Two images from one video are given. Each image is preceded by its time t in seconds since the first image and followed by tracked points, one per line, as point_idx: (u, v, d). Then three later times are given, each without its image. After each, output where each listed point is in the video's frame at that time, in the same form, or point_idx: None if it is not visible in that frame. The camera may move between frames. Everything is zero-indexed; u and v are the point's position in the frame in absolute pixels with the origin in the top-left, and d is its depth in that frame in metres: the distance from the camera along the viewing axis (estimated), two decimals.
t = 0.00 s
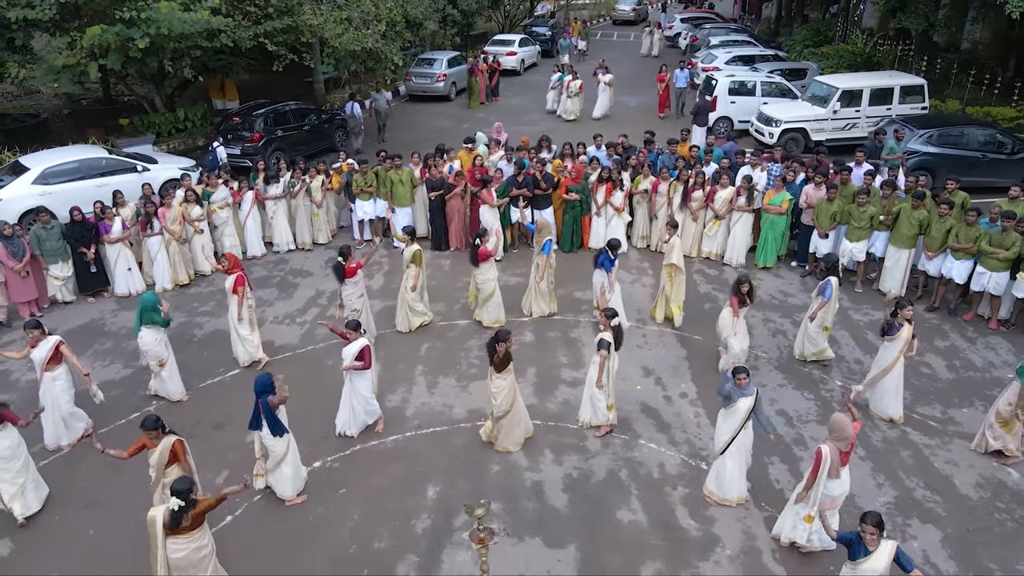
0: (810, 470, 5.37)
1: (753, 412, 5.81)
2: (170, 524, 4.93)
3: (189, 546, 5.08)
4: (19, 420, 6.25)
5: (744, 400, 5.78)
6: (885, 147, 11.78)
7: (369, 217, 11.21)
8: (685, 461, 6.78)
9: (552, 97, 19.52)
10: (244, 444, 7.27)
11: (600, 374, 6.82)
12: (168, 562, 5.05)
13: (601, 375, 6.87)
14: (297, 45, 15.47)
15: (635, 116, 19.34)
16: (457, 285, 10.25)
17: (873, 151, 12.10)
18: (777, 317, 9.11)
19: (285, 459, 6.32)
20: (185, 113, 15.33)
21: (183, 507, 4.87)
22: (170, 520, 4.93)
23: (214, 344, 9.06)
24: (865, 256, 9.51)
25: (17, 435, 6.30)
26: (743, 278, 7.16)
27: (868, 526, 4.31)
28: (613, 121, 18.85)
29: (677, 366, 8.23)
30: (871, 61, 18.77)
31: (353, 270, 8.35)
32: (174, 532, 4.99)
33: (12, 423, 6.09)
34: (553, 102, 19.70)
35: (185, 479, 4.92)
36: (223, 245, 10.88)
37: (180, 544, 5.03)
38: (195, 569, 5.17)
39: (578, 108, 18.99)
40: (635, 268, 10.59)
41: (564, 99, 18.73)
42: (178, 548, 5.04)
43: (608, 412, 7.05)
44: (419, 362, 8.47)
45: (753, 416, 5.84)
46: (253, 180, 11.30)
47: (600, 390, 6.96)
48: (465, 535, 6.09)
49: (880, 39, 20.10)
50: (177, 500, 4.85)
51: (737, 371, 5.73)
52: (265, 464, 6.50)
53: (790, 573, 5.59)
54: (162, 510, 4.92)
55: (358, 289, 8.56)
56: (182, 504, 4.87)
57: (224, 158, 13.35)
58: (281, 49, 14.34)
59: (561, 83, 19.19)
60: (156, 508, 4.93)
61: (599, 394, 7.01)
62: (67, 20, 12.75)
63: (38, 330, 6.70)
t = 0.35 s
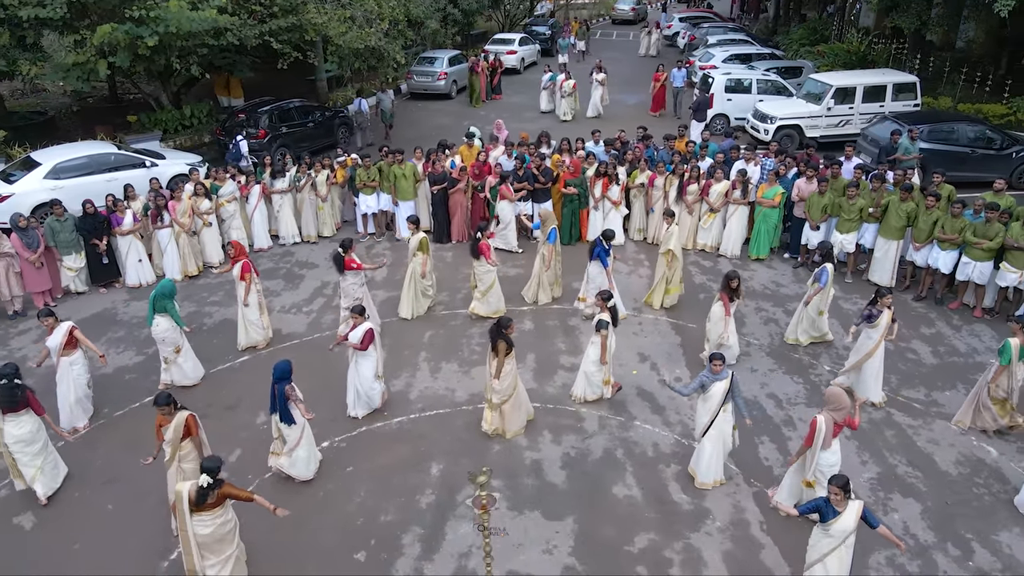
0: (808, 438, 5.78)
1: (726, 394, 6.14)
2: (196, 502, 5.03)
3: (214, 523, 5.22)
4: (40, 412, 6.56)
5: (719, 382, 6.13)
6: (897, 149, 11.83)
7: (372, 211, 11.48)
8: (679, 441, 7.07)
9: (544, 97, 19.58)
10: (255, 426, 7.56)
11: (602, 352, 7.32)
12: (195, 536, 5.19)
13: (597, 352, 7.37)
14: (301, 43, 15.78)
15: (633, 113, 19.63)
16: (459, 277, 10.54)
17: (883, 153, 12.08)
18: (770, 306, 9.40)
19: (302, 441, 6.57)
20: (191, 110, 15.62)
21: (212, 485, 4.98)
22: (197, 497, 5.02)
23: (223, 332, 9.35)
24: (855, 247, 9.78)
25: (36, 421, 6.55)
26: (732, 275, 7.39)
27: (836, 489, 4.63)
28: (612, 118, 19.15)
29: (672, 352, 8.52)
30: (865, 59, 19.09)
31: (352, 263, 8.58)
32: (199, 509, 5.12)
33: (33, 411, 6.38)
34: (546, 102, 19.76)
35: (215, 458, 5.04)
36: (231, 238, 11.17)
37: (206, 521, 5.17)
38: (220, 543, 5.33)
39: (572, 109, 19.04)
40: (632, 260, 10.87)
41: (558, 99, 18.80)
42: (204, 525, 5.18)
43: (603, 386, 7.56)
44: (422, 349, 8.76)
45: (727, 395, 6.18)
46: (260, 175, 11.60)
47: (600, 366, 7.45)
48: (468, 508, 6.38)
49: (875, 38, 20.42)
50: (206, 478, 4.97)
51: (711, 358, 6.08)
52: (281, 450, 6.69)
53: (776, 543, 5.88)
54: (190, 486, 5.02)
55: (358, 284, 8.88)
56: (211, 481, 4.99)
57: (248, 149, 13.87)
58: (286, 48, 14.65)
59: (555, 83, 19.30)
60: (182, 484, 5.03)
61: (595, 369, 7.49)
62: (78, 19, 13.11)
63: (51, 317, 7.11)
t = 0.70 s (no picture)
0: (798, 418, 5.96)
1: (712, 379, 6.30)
2: (216, 474, 5.31)
3: (231, 497, 5.48)
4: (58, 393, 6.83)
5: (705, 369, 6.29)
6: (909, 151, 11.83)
7: (375, 205, 11.74)
8: (673, 423, 7.35)
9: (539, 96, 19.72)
10: (264, 410, 7.83)
11: (606, 338, 7.59)
12: (212, 508, 5.46)
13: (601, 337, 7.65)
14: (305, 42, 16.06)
15: (632, 111, 19.90)
16: (461, 269, 10.81)
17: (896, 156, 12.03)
18: (763, 297, 9.67)
19: (313, 423, 6.85)
20: (197, 108, 15.89)
21: (231, 459, 5.26)
22: (216, 470, 5.29)
23: (231, 322, 9.62)
24: (846, 240, 10.04)
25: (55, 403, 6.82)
26: (723, 256, 7.62)
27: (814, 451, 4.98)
28: (610, 115, 19.43)
29: (668, 340, 8.79)
30: (861, 58, 19.38)
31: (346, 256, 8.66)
32: (217, 482, 5.38)
33: (53, 392, 6.65)
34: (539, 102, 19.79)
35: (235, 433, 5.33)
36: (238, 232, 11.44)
37: (223, 494, 5.44)
38: (236, 518, 5.59)
39: (566, 108, 19.06)
40: (629, 253, 11.14)
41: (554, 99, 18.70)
42: (221, 498, 5.45)
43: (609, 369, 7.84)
44: (425, 338, 9.03)
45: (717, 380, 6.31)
46: (266, 169, 11.86)
47: (605, 351, 7.74)
48: (470, 486, 6.65)
49: (870, 37, 20.71)
50: (227, 451, 5.27)
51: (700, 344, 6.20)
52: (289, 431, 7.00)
53: (765, 518, 6.16)
54: (212, 459, 5.31)
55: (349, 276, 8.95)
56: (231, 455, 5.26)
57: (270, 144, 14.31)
58: (290, 46, 14.93)
59: (551, 82, 19.37)
60: (203, 457, 5.32)
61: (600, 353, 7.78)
62: (86, 18, 13.40)
63: (63, 303, 7.40)
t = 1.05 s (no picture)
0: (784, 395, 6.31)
1: (704, 357, 6.70)
2: (236, 444, 5.63)
3: (250, 467, 5.80)
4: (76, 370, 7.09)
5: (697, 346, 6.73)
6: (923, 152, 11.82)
7: (379, 200, 12.04)
8: (668, 406, 7.63)
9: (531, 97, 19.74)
10: (274, 394, 8.12)
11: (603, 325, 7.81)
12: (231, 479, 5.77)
13: (602, 325, 7.90)
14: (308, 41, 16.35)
15: (631, 109, 20.18)
16: (462, 261, 11.09)
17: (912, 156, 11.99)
18: (756, 287, 9.95)
19: (324, 407, 7.11)
20: (202, 105, 16.17)
21: (252, 429, 5.59)
22: (237, 440, 5.62)
23: (239, 312, 9.91)
24: (837, 232, 10.31)
25: (74, 379, 7.09)
26: (717, 245, 7.86)
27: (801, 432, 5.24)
28: (609, 113, 19.71)
29: (664, 328, 9.08)
30: (856, 57, 19.69)
31: (355, 246, 9.06)
32: (237, 453, 5.70)
33: (72, 368, 6.92)
34: (533, 101, 19.98)
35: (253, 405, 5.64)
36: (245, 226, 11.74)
37: (242, 464, 5.75)
38: (255, 487, 5.90)
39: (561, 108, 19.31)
40: (626, 245, 11.42)
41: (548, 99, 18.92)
42: (240, 468, 5.77)
43: (613, 355, 8.12)
44: (428, 326, 9.31)
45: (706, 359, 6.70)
46: (272, 165, 12.14)
47: (603, 339, 8.00)
48: (472, 465, 6.93)
49: (866, 36, 21.03)
50: (247, 422, 5.58)
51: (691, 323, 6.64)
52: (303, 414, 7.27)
53: (754, 493, 6.44)
54: (233, 431, 5.63)
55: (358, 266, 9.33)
56: (251, 426, 5.58)
57: (286, 137, 14.89)
58: (294, 45, 15.22)
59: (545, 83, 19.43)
60: (224, 430, 5.63)
61: (602, 341, 8.04)
62: (96, 17, 13.71)
63: (76, 292, 7.58)
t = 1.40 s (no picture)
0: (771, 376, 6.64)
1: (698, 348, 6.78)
2: (251, 421, 6.02)
3: (264, 442, 6.20)
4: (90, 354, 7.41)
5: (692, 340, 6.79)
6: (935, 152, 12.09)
7: (383, 194, 12.25)
8: (663, 391, 7.90)
9: (527, 96, 19.92)
10: (282, 380, 8.39)
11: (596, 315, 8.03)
12: (247, 453, 6.19)
13: (591, 314, 8.12)
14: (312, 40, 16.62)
15: (630, 107, 20.44)
16: (463, 254, 11.36)
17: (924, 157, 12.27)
18: (750, 279, 10.22)
19: (334, 390, 7.38)
20: (208, 103, 16.43)
21: (266, 407, 5.98)
22: (252, 417, 6.02)
23: (247, 302, 10.17)
24: (829, 225, 10.58)
25: (87, 362, 7.39)
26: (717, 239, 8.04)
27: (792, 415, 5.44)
28: (608, 111, 19.97)
29: (660, 318, 9.35)
30: (851, 55, 19.96)
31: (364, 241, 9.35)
32: (251, 429, 6.11)
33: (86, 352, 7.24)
34: (528, 101, 20.11)
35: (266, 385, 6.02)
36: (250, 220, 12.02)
37: (256, 440, 6.15)
38: (268, 460, 6.31)
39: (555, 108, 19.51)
40: (624, 239, 11.69)
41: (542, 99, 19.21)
42: (255, 444, 6.17)
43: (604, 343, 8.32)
44: (431, 316, 9.58)
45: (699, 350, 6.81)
46: (277, 161, 12.41)
47: (594, 329, 8.20)
48: (474, 446, 7.20)
49: (861, 35, 21.31)
50: (261, 401, 5.97)
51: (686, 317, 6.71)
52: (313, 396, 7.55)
53: (745, 472, 6.71)
54: (247, 408, 6.03)
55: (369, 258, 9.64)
56: (265, 404, 5.98)
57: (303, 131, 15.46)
58: (298, 43, 15.48)
59: (541, 83, 19.52)
60: (240, 407, 6.04)
61: (591, 331, 8.21)
62: (104, 15, 13.98)
63: (88, 284, 7.80)
